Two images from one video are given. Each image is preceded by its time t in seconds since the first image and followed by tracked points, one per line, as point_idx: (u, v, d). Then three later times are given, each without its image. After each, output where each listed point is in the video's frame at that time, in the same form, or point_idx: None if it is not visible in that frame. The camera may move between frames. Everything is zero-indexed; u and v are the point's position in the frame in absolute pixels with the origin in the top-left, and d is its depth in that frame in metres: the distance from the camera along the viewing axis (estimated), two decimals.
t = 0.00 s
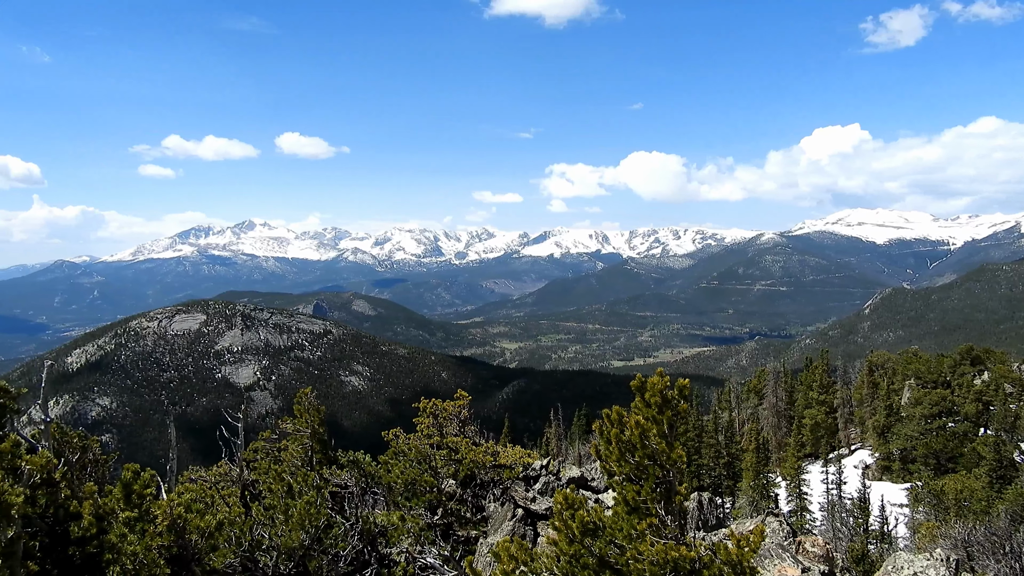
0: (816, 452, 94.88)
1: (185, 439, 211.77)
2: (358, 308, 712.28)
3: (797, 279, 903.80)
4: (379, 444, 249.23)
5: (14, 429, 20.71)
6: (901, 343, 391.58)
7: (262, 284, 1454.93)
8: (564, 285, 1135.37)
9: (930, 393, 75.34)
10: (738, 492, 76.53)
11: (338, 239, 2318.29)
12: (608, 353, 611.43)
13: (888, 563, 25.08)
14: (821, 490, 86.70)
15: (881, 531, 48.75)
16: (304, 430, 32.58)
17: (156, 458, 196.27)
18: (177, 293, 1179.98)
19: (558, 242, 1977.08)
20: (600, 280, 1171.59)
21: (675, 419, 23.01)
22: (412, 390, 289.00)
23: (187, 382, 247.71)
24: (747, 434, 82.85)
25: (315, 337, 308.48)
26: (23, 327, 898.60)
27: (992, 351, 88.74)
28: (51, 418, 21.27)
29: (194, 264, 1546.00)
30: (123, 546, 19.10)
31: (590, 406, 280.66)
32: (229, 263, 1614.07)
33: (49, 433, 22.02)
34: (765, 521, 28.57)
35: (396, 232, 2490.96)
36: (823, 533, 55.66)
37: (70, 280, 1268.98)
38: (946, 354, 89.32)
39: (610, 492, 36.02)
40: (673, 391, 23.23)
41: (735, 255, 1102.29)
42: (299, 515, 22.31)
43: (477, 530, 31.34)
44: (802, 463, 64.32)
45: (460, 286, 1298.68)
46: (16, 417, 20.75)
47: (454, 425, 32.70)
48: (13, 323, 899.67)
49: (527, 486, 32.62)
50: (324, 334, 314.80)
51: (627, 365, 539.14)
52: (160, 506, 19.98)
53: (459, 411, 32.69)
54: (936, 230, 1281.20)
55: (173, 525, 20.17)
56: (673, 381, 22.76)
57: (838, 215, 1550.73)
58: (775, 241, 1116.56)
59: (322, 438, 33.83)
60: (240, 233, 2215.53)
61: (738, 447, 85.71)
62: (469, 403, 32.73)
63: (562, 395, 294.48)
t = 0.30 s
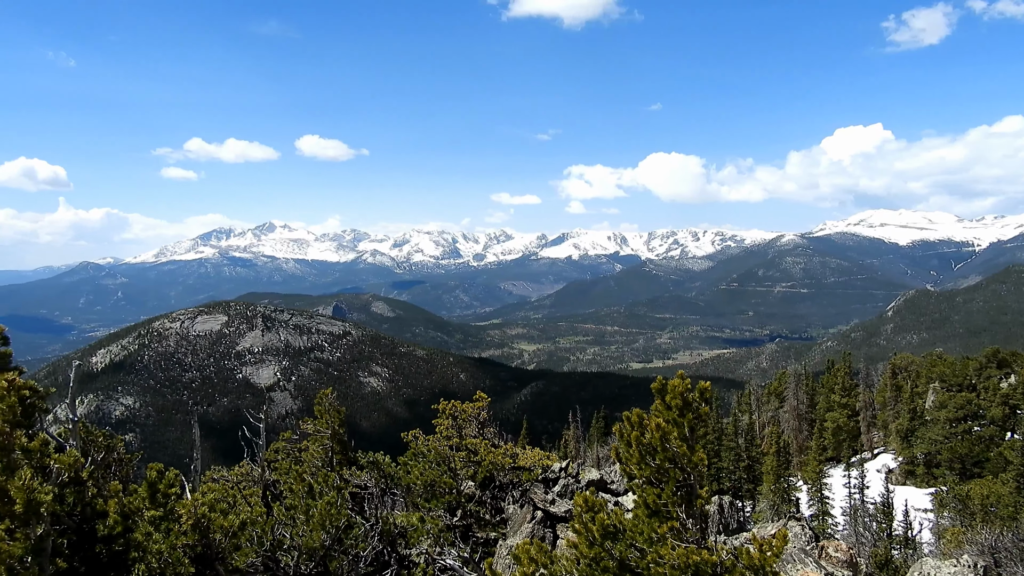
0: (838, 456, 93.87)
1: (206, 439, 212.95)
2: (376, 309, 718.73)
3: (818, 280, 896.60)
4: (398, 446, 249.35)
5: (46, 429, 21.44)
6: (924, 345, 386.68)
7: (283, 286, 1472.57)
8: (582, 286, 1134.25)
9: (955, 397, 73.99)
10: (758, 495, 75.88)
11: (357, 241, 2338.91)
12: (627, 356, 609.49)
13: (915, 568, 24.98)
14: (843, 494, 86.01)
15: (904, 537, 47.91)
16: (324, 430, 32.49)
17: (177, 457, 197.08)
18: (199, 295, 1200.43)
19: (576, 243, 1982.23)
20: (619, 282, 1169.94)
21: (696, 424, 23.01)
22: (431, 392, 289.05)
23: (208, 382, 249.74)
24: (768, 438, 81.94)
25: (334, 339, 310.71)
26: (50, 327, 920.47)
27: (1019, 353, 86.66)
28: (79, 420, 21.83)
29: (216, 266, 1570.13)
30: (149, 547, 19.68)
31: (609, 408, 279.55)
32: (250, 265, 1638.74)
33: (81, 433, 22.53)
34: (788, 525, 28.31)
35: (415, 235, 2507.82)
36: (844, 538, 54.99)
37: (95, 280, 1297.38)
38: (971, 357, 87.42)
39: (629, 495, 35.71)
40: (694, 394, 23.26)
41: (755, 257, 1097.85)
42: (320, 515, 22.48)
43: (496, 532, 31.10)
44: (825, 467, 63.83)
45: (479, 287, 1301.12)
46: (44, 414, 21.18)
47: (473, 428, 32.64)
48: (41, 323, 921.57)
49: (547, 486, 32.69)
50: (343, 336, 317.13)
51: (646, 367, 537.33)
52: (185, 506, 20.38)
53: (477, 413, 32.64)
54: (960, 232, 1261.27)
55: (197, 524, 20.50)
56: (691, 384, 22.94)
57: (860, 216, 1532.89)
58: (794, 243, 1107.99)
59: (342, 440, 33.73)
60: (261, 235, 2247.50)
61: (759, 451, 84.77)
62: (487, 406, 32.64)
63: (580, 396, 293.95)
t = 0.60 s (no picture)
0: (867, 464, 92.40)
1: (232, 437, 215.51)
2: (401, 311, 727.12)
3: (847, 285, 885.53)
4: (422, 447, 249.55)
5: (82, 427, 22.15)
6: (956, 352, 380.67)
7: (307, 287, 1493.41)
8: (606, 289, 1131.80)
9: (989, 405, 72.18)
10: (783, 502, 75.25)
11: (382, 244, 2364.74)
12: (650, 360, 607.42)
13: None
14: (871, 503, 84.84)
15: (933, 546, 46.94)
16: (350, 432, 32.48)
17: (205, 455, 199.28)
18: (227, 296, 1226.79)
19: (601, 247, 1984.78)
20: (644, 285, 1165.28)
21: (724, 428, 22.95)
22: (454, 394, 289.61)
23: (234, 382, 253.13)
24: (795, 444, 80.98)
25: (359, 341, 314.51)
26: (84, 325, 948.43)
27: None
28: (111, 419, 22.54)
29: (244, 268, 1599.29)
30: (177, 544, 20.00)
31: (633, 413, 278.06)
32: (278, 266, 1669.72)
33: (113, 431, 23.11)
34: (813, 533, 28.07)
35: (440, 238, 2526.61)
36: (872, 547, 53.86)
37: (126, 280, 1334.32)
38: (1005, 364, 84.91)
39: (655, 501, 35.07)
40: (721, 399, 23.22)
41: (781, 261, 1089.90)
42: (345, 515, 22.88)
43: (519, 536, 30.94)
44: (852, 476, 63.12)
45: (503, 290, 1304.62)
46: (80, 411, 21.89)
47: (497, 429, 32.61)
48: (75, 322, 949.92)
49: (570, 491, 32.45)
50: (367, 338, 320.85)
51: (670, 371, 534.92)
52: (214, 506, 20.92)
53: (501, 415, 32.54)
54: (995, 237, 1233.06)
55: (225, 523, 20.84)
56: (719, 390, 22.98)
57: (890, 221, 1507.82)
58: (822, 247, 1096.17)
59: (367, 441, 33.90)
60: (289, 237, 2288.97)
61: (785, 457, 83.83)
62: (511, 408, 32.55)
63: (604, 399, 293.38)
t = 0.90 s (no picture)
0: (890, 471, 91.41)
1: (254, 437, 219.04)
2: (420, 312, 733.12)
3: (872, 290, 877.29)
4: (441, 448, 249.94)
5: (112, 422, 22.55)
6: (984, 360, 375.93)
7: (328, 287, 1510.48)
8: (626, 292, 1129.26)
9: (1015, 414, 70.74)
10: (804, 509, 74.38)
11: (404, 245, 2380.18)
12: (671, 363, 606.13)
13: None
14: (894, 511, 83.78)
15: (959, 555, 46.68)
16: (370, 431, 32.50)
17: (226, 453, 201.73)
18: (250, 295, 1248.46)
19: (621, 249, 1985.92)
20: (665, 289, 1161.63)
21: (745, 434, 22.79)
22: (473, 395, 290.40)
23: (256, 381, 256.62)
24: (818, 450, 80.26)
25: (379, 340, 317.27)
26: (112, 323, 972.77)
27: None
28: (138, 415, 23.03)
29: (266, 267, 1623.84)
30: (202, 541, 20.50)
31: (652, 416, 277.72)
32: (300, 266, 1693.26)
33: (138, 426, 23.39)
34: (838, 541, 27.66)
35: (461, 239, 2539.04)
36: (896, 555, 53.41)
37: (152, 278, 1367.51)
38: None
39: (674, 505, 34.88)
40: (743, 404, 23.04)
41: (805, 265, 1083.87)
42: (365, 515, 23.13)
43: (538, 537, 30.89)
44: (875, 482, 62.42)
45: (523, 291, 1306.15)
46: (108, 407, 22.22)
47: (516, 431, 32.56)
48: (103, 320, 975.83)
49: (590, 494, 32.35)
50: (387, 338, 323.35)
51: (691, 375, 533.26)
52: (236, 503, 21.22)
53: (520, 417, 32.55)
54: None
55: (248, 518, 21.30)
56: (742, 394, 22.74)
57: (917, 225, 1482.80)
58: (847, 251, 1085.57)
59: (387, 440, 33.88)
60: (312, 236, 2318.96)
61: (807, 464, 83.11)
62: (531, 409, 32.42)
63: (624, 403, 292.90)
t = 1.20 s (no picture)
0: (914, 477, 90.11)
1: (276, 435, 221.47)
2: (441, 312, 737.78)
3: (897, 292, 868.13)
4: (461, 447, 250.57)
5: (137, 420, 22.81)
6: (1012, 364, 369.89)
7: (347, 286, 1524.52)
8: (647, 293, 1125.86)
9: None
10: (826, 514, 73.11)
11: (424, 245, 2395.20)
12: (692, 365, 604.52)
13: None
14: (918, 517, 82.83)
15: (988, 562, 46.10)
16: (391, 430, 32.44)
17: (249, 450, 204.23)
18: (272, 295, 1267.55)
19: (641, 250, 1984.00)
20: (685, 289, 1157.55)
21: (767, 436, 22.69)
22: (493, 394, 290.72)
23: (278, 379, 259.54)
24: (840, 454, 79.32)
25: (399, 340, 320.70)
26: (138, 321, 992.03)
27: None
28: (165, 413, 23.26)
29: (288, 267, 1644.44)
30: (226, 535, 20.79)
31: (672, 418, 277.35)
32: (322, 266, 1714.27)
33: (164, 422, 23.62)
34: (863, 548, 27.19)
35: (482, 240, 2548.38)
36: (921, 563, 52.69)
37: (176, 278, 1397.23)
38: None
39: (695, 507, 34.55)
40: (764, 406, 22.92)
41: (829, 267, 1074.55)
42: (385, 513, 23.38)
43: (557, 539, 30.80)
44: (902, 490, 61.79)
45: (542, 291, 1309.06)
46: (135, 404, 22.49)
47: (536, 431, 32.62)
48: (130, 318, 997.52)
49: (609, 496, 32.27)
50: (406, 337, 326.82)
51: (712, 377, 531.61)
52: (260, 500, 21.55)
53: (540, 417, 32.65)
54: None
55: (270, 515, 21.59)
56: (764, 396, 22.63)
57: (945, 227, 1456.26)
58: (871, 253, 1073.13)
59: (407, 440, 33.92)
60: (334, 236, 2347.03)
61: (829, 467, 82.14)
62: (551, 410, 32.55)
63: (644, 405, 292.57)
